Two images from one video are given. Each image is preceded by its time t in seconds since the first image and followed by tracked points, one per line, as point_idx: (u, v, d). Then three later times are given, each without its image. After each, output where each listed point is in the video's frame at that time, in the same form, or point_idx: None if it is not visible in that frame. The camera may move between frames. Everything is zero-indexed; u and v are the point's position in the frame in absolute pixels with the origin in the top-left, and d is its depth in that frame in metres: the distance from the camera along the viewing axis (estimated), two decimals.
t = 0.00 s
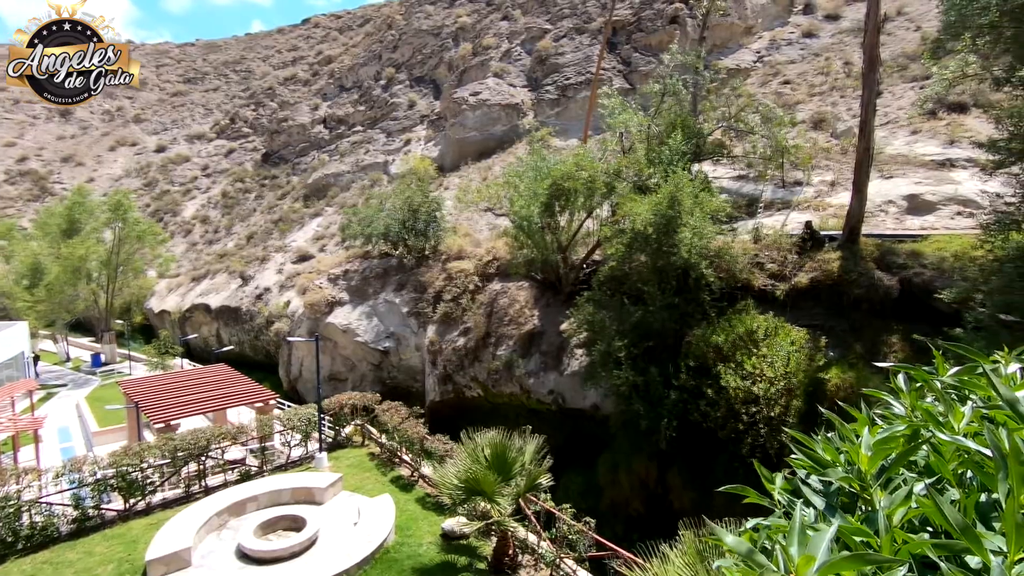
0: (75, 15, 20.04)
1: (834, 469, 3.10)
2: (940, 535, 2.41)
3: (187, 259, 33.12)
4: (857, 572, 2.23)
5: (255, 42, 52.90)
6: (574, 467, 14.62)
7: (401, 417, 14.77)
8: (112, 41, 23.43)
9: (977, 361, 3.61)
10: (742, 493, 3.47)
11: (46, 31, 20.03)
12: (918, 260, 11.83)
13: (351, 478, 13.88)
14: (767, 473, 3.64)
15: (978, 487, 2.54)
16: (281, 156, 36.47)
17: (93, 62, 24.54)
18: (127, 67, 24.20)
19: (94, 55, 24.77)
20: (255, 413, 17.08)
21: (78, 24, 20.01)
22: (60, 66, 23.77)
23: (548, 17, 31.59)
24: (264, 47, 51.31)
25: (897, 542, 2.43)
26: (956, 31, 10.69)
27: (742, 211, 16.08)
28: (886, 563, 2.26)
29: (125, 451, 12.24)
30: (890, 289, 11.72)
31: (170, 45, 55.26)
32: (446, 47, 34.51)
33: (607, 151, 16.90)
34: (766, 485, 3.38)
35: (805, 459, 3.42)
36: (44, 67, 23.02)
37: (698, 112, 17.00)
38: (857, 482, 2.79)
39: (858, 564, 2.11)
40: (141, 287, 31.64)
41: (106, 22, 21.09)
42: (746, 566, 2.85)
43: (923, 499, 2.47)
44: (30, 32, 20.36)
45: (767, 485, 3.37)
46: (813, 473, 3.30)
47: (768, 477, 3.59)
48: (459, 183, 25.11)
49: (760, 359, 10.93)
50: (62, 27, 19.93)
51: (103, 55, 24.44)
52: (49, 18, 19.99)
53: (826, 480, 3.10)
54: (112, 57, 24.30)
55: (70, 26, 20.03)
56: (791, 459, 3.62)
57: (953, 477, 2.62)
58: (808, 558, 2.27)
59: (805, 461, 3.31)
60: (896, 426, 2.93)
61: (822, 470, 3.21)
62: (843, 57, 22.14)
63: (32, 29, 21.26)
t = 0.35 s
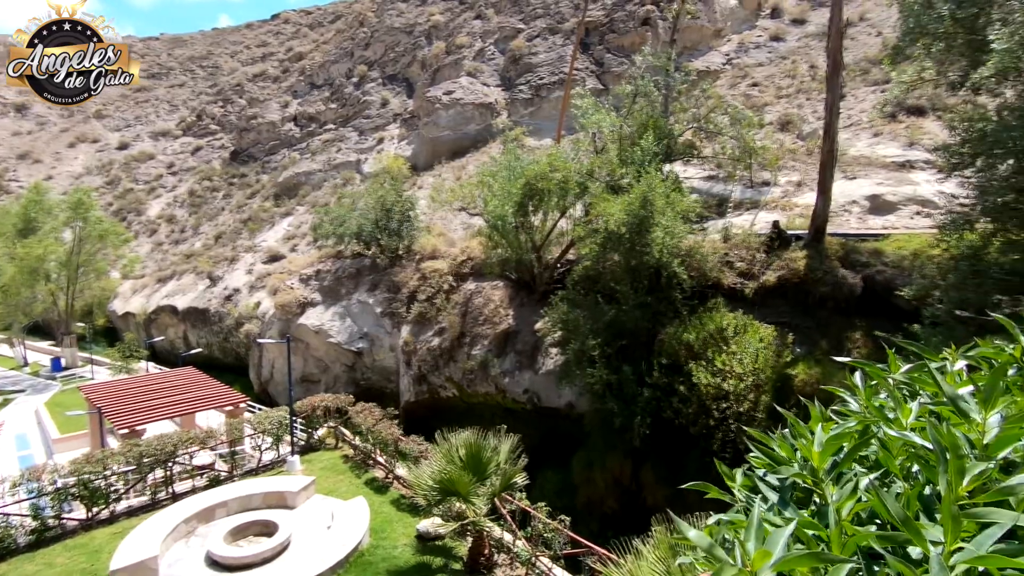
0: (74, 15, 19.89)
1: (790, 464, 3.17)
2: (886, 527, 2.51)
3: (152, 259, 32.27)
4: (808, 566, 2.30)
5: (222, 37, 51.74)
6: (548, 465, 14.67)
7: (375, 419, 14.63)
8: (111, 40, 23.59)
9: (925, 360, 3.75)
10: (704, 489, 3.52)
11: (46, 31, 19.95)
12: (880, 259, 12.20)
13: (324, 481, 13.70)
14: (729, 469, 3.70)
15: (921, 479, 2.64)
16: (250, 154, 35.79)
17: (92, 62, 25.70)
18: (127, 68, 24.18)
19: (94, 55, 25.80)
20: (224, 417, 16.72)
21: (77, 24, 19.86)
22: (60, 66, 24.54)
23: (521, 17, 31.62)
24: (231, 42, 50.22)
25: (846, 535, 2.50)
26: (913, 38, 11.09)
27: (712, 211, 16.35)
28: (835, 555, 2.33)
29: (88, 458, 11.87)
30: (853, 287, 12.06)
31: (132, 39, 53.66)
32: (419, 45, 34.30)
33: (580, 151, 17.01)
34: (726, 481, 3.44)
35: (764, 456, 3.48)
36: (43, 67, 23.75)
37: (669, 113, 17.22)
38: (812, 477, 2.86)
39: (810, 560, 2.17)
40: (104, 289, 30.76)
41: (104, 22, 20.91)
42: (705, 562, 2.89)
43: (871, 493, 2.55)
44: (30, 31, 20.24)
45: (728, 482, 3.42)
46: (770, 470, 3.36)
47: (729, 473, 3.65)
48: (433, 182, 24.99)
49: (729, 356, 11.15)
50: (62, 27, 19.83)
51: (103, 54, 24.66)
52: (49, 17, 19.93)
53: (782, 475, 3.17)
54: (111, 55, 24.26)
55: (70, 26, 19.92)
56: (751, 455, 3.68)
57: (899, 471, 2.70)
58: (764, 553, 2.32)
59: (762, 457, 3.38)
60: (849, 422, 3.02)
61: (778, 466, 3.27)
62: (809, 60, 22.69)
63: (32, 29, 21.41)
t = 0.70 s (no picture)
0: (74, 15, 19.60)
1: (753, 461, 3.21)
2: (842, 521, 2.58)
3: (118, 259, 31.41)
4: (765, 561, 2.35)
5: (191, 32, 50.55)
6: (525, 464, 14.69)
7: (351, 420, 14.47)
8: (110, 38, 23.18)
9: (885, 357, 3.86)
10: (671, 487, 3.53)
11: (46, 31, 19.62)
12: (847, 257, 12.51)
13: (298, 484, 13.50)
14: (695, 467, 3.72)
15: (877, 474, 2.72)
16: (220, 152, 35.07)
17: (92, 61, 25.15)
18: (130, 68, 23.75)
19: (95, 55, 25.20)
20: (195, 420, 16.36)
21: (77, 24, 19.54)
22: (60, 66, 24.08)
23: (497, 16, 31.57)
24: (200, 37, 49.09)
25: (804, 529, 2.55)
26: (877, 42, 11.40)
27: (686, 210, 16.57)
28: (793, 550, 2.39)
29: (50, 466, 11.50)
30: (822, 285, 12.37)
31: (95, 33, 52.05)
32: (393, 43, 34.01)
33: (555, 151, 17.07)
34: (692, 479, 3.44)
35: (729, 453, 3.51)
36: (44, 67, 23.33)
37: (643, 114, 17.38)
38: (774, 474, 2.92)
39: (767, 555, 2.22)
40: (67, 290, 29.89)
41: (105, 22, 21.04)
42: (668, 559, 2.92)
43: (828, 489, 2.62)
44: (30, 31, 19.94)
45: (693, 479, 3.43)
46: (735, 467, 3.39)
47: (695, 470, 3.67)
48: (409, 181, 24.81)
49: (703, 353, 11.30)
50: (62, 26, 19.44)
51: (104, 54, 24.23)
52: (49, 17, 19.58)
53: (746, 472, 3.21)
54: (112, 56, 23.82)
55: (70, 25, 19.53)
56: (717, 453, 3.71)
57: (856, 466, 2.77)
58: (724, 549, 2.36)
59: (726, 454, 3.42)
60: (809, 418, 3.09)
61: (743, 463, 3.31)
62: (779, 63, 23.13)
63: (32, 28, 21.38)
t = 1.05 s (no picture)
0: (74, 15, 19.08)
1: (724, 460, 3.23)
2: (809, 519, 2.63)
3: (85, 260, 30.56)
4: (733, 561, 2.39)
5: (160, 25, 49.30)
6: (504, 463, 14.69)
7: (328, 422, 14.28)
8: (110, 37, 22.64)
9: (850, 355, 3.94)
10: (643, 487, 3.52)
11: (45, 31, 19.09)
12: (818, 256, 12.77)
13: (274, 487, 13.31)
14: (666, 466, 3.72)
15: (843, 472, 2.78)
16: (191, 149, 34.33)
17: (92, 62, 24.41)
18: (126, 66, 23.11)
19: (94, 55, 24.48)
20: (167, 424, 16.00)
21: (78, 24, 19.07)
22: (61, 66, 23.32)
23: (474, 14, 31.47)
24: (169, 31, 47.89)
25: (772, 528, 2.59)
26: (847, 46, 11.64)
27: (662, 209, 16.74)
28: (762, 550, 2.42)
29: (14, 473, 11.13)
30: (794, 283, 12.63)
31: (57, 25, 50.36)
32: (370, 40, 33.67)
33: (533, 150, 17.08)
34: (663, 479, 3.45)
35: (698, 453, 3.53)
36: (44, 68, 22.70)
37: (620, 113, 17.48)
38: (743, 473, 2.94)
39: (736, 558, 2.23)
40: (31, 291, 29.01)
41: (104, 22, 20.67)
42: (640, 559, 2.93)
43: (796, 487, 2.66)
44: (31, 32, 19.41)
45: (664, 480, 3.43)
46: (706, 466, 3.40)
47: (666, 469, 3.67)
48: (386, 180, 24.60)
49: (679, 351, 11.42)
50: (62, 26, 18.95)
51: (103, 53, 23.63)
52: (48, 17, 19.06)
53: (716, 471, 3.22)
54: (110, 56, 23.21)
55: (69, 26, 19.04)
56: (688, 451, 3.71)
57: (822, 464, 2.82)
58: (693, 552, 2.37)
59: (695, 452, 3.43)
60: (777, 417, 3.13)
61: (713, 462, 3.33)
62: (752, 64, 23.50)
63: (32, 28, 20.74)
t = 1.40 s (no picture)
0: (74, 16, 18.95)
1: (690, 463, 3.24)
2: (772, 522, 2.66)
3: (61, 265, 29.92)
4: (695, 565, 2.41)
5: (137, 27, 48.51)
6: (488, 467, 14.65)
7: (310, 429, 14.11)
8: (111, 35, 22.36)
9: (818, 358, 4.00)
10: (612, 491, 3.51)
11: (45, 32, 18.94)
12: (797, 259, 12.96)
13: (255, 496, 13.12)
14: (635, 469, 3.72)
15: (806, 474, 2.80)
16: (170, 153, 33.83)
17: (93, 61, 23.98)
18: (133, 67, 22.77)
19: (94, 55, 24.05)
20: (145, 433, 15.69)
21: (78, 24, 18.89)
22: (60, 66, 23.05)
23: (457, 19, 31.46)
24: (147, 33, 47.14)
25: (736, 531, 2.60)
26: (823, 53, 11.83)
27: (645, 213, 16.89)
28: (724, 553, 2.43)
29: None
30: (774, 286, 12.79)
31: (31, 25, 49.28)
32: (353, 44, 33.51)
33: (516, 154, 17.03)
34: (632, 482, 3.45)
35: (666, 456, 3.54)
36: (44, 68, 22.43)
37: (602, 118, 17.60)
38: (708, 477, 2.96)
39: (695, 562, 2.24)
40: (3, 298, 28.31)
41: (104, 23, 20.67)
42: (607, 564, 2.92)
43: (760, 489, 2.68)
44: (31, 32, 19.27)
45: (631, 483, 3.44)
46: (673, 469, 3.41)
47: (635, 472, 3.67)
48: (369, 184, 24.45)
49: (662, 354, 11.48)
50: (61, 27, 18.82)
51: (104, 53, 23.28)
52: (49, 18, 18.95)
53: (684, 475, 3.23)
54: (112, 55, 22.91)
55: (70, 26, 18.90)
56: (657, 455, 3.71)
57: (787, 466, 2.85)
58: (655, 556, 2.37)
59: (663, 456, 3.44)
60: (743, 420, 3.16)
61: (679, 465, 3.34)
62: (732, 71, 23.78)
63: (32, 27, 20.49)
